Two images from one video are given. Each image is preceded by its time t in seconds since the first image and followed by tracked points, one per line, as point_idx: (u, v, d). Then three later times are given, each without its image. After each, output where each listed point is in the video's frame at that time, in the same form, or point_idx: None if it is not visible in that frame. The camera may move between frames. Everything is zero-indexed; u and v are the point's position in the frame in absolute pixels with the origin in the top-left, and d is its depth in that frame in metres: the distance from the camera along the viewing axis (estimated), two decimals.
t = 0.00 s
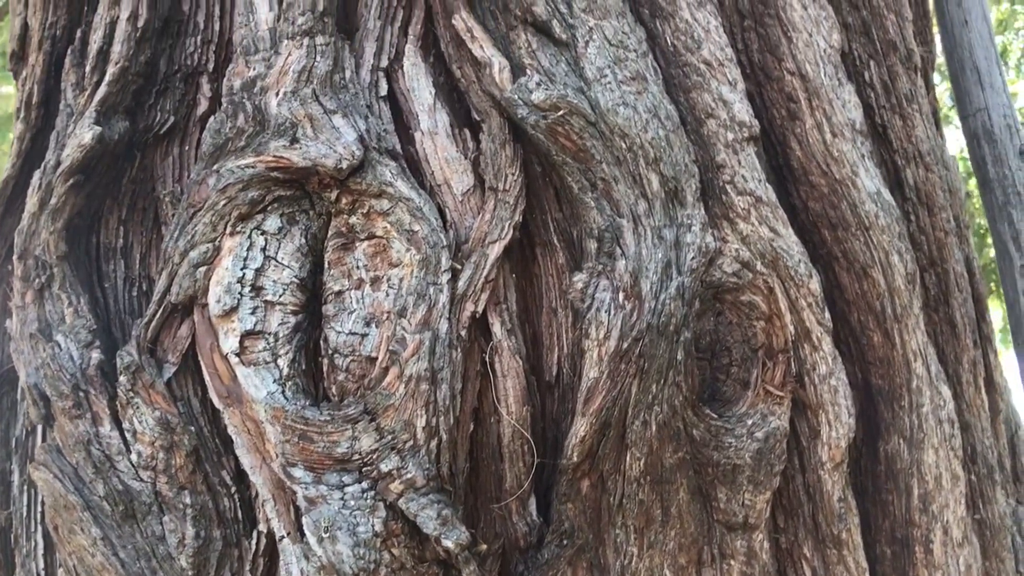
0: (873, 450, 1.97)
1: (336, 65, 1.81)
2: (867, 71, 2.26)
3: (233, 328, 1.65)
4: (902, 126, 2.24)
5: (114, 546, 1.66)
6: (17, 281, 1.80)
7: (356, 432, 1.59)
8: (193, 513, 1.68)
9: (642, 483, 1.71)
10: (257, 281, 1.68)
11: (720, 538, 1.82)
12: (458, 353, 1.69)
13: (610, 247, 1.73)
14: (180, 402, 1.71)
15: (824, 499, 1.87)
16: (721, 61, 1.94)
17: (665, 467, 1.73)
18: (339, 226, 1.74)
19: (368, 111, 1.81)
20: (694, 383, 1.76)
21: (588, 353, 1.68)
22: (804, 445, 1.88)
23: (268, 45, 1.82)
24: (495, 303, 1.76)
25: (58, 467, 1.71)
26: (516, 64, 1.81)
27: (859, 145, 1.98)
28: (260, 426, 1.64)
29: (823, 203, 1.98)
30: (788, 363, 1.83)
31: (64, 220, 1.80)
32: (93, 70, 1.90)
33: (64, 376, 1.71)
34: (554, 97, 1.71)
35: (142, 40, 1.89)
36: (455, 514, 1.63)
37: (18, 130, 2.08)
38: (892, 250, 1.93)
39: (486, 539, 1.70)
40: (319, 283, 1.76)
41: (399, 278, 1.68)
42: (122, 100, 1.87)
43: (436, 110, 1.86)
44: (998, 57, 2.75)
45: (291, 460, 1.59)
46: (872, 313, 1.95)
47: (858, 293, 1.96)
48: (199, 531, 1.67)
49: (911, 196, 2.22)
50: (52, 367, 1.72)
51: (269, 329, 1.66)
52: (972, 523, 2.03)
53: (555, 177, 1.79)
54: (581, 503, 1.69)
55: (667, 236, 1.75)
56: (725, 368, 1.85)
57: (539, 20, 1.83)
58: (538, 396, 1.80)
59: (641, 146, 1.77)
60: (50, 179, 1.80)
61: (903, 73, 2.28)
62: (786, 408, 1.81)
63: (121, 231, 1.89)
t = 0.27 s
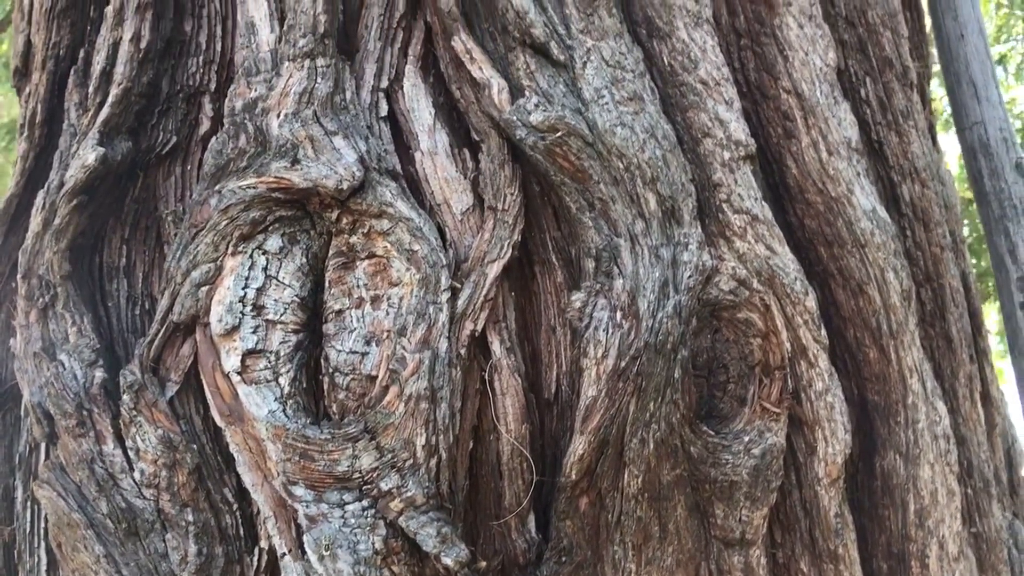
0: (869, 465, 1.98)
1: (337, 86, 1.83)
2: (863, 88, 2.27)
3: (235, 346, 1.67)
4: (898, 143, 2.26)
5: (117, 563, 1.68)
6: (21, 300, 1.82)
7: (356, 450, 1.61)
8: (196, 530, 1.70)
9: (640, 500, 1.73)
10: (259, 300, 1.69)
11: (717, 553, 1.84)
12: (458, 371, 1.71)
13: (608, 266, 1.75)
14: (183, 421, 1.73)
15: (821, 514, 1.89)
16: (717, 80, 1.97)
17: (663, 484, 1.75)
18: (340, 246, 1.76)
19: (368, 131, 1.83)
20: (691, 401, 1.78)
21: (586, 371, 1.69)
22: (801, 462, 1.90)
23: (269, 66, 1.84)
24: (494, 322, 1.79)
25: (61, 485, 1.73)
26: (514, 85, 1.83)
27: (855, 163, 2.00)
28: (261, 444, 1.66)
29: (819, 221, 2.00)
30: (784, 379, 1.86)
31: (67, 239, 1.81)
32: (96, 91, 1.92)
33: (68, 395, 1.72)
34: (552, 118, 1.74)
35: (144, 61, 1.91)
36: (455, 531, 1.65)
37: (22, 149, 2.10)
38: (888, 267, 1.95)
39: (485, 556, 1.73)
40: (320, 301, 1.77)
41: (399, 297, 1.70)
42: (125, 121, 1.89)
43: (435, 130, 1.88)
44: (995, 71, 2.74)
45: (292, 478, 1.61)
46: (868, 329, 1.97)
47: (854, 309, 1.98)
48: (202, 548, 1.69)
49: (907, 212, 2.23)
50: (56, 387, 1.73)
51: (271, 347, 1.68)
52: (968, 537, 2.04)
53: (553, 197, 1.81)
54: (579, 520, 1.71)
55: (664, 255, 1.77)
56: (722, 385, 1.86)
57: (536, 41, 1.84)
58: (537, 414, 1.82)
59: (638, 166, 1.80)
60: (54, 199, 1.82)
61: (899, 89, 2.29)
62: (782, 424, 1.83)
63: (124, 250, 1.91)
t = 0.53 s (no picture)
0: (863, 477, 2.00)
1: (334, 102, 1.85)
2: (857, 100, 2.29)
3: (233, 361, 1.68)
4: (892, 154, 2.27)
5: None
6: (21, 315, 1.84)
7: (353, 465, 1.62)
8: (194, 544, 1.71)
9: (635, 513, 1.74)
10: (256, 315, 1.71)
11: (712, 567, 1.84)
12: (454, 386, 1.72)
13: (602, 281, 1.77)
14: (181, 435, 1.74)
15: (815, 526, 1.91)
16: (711, 94, 1.98)
17: (658, 498, 1.76)
18: (337, 261, 1.77)
19: (364, 147, 1.84)
20: (685, 414, 1.79)
21: (580, 386, 1.72)
22: (795, 474, 1.92)
23: (266, 83, 1.86)
24: (490, 336, 1.80)
25: (60, 499, 1.74)
26: (510, 101, 1.85)
27: (849, 177, 2.01)
28: (259, 458, 1.67)
29: (813, 234, 2.01)
30: (778, 393, 1.87)
31: (66, 255, 1.83)
32: (95, 107, 1.94)
33: (67, 411, 1.74)
34: (547, 134, 1.75)
35: (142, 77, 1.92)
36: (451, 545, 1.67)
37: (22, 163, 2.12)
38: (881, 280, 1.96)
39: (482, 569, 1.75)
40: (317, 316, 1.79)
41: (396, 311, 1.71)
42: (124, 137, 1.90)
43: (432, 145, 1.89)
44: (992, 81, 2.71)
45: (289, 492, 1.62)
46: (862, 342, 1.98)
47: (848, 322, 1.99)
48: (200, 562, 1.71)
49: (902, 224, 2.24)
50: (55, 402, 1.75)
51: (268, 362, 1.70)
52: (962, 548, 2.05)
53: (548, 212, 1.83)
54: (575, 533, 1.74)
55: (658, 269, 1.78)
56: (716, 399, 1.87)
57: (531, 57, 1.85)
58: (533, 427, 1.83)
59: (633, 181, 1.80)
60: (52, 214, 1.83)
61: (893, 101, 2.31)
62: (777, 437, 1.84)
63: (123, 265, 1.93)
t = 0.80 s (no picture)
0: (864, 487, 2.00)
1: (336, 113, 1.85)
2: (857, 109, 2.30)
3: (235, 371, 1.69)
4: (892, 164, 2.28)
5: None
6: (25, 325, 1.85)
7: (355, 475, 1.62)
8: (196, 554, 1.71)
9: (636, 524, 1.75)
10: (258, 325, 1.71)
11: None
12: (455, 397, 1.73)
13: (603, 292, 1.78)
14: (184, 445, 1.75)
15: (816, 536, 1.92)
16: (712, 105, 1.99)
17: (659, 508, 1.76)
18: (339, 271, 1.78)
19: (366, 158, 1.85)
20: (686, 425, 1.79)
21: (582, 397, 1.72)
22: (796, 483, 1.92)
23: (268, 94, 1.87)
24: (491, 347, 1.80)
25: (64, 509, 1.75)
26: (511, 112, 1.86)
27: (849, 187, 2.02)
28: (261, 468, 1.67)
29: (813, 244, 2.02)
30: (778, 403, 1.87)
31: (70, 265, 1.84)
32: (98, 118, 1.95)
33: (70, 421, 1.75)
34: (548, 145, 1.76)
35: (145, 88, 1.94)
36: (453, 556, 1.67)
37: (25, 173, 2.13)
38: (881, 290, 1.97)
39: None
40: (319, 326, 1.79)
41: (397, 322, 1.73)
42: (127, 148, 1.91)
43: (434, 156, 1.90)
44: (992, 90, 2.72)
45: (291, 503, 1.63)
46: (863, 351, 1.98)
47: (848, 332, 1.99)
48: (202, 571, 1.71)
49: (902, 233, 2.25)
50: (58, 412, 1.76)
51: (270, 372, 1.70)
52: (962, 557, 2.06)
53: (550, 222, 1.84)
54: (576, 543, 1.73)
55: (659, 280, 1.78)
56: (717, 409, 1.88)
57: (533, 69, 1.86)
58: (534, 438, 1.84)
59: (634, 192, 1.81)
60: (57, 225, 1.85)
61: (893, 111, 2.31)
62: (778, 447, 1.84)
63: (125, 275, 1.93)
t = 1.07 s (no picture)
0: (857, 496, 1.99)
1: (328, 118, 1.84)
2: (852, 117, 2.29)
3: (224, 378, 1.68)
4: (887, 171, 2.27)
5: None
6: (12, 330, 1.83)
7: (344, 484, 1.61)
8: (184, 562, 1.70)
9: (627, 533, 1.73)
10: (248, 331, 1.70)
11: None
12: (445, 404, 1.72)
13: (595, 300, 1.77)
14: (172, 452, 1.74)
15: (809, 546, 1.90)
16: (705, 112, 1.98)
17: (650, 517, 1.75)
18: (330, 277, 1.77)
19: (358, 164, 1.84)
20: (678, 433, 1.79)
21: (573, 406, 1.70)
22: (788, 493, 1.91)
23: (260, 99, 1.85)
24: (482, 354, 1.79)
25: (50, 516, 1.73)
26: (503, 118, 1.85)
27: (843, 194, 2.01)
28: (250, 476, 1.66)
29: (807, 251, 2.01)
30: (772, 411, 1.86)
31: (58, 270, 1.82)
32: (88, 122, 1.94)
33: (57, 428, 1.73)
34: (540, 152, 1.75)
35: (136, 92, 1.93)
36: (441, 565, 1.66)
37: (15, 177, 2.12)
38: (875, 298, 1.96)
39: None
40: (309, 333, 1.78)
41: (388, 329, 1.71)
42: (117, 152, 1.90)
43: (426, 162, 1.89)
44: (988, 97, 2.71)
45: (280, 511, 1.62)
46: (855, 360, 1.98)
47: (842, 340, 1.99)
48: None
49: (896, 240, 2.25)
50: (45, 418, 1.74)
51: (259, 379, 1.69)
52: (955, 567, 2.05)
53: (542, 229, 1.83)
54: (566, 553, 1.72)
55: (651, 288, 1.77)
56: (709, 417, 1.87)
57: (526, 75, 1.85)
58: (525, 446, 1.83)
59: (626, 199, 1.81)
60: (45, 229, 1.83)
61: (888, 118, 2.31)
62: (770, 456, 1.83)
63: (115, 280, 1.92)
